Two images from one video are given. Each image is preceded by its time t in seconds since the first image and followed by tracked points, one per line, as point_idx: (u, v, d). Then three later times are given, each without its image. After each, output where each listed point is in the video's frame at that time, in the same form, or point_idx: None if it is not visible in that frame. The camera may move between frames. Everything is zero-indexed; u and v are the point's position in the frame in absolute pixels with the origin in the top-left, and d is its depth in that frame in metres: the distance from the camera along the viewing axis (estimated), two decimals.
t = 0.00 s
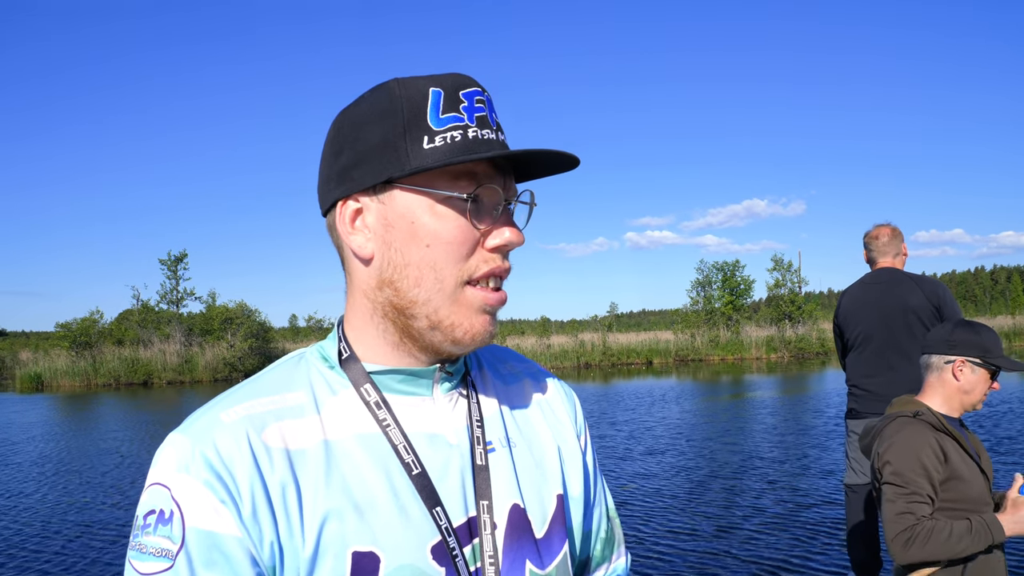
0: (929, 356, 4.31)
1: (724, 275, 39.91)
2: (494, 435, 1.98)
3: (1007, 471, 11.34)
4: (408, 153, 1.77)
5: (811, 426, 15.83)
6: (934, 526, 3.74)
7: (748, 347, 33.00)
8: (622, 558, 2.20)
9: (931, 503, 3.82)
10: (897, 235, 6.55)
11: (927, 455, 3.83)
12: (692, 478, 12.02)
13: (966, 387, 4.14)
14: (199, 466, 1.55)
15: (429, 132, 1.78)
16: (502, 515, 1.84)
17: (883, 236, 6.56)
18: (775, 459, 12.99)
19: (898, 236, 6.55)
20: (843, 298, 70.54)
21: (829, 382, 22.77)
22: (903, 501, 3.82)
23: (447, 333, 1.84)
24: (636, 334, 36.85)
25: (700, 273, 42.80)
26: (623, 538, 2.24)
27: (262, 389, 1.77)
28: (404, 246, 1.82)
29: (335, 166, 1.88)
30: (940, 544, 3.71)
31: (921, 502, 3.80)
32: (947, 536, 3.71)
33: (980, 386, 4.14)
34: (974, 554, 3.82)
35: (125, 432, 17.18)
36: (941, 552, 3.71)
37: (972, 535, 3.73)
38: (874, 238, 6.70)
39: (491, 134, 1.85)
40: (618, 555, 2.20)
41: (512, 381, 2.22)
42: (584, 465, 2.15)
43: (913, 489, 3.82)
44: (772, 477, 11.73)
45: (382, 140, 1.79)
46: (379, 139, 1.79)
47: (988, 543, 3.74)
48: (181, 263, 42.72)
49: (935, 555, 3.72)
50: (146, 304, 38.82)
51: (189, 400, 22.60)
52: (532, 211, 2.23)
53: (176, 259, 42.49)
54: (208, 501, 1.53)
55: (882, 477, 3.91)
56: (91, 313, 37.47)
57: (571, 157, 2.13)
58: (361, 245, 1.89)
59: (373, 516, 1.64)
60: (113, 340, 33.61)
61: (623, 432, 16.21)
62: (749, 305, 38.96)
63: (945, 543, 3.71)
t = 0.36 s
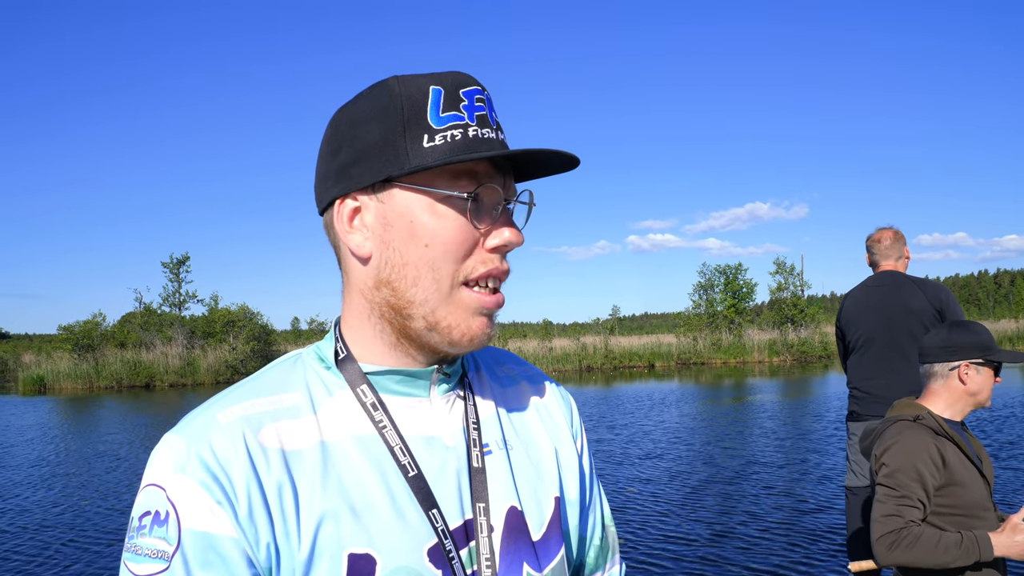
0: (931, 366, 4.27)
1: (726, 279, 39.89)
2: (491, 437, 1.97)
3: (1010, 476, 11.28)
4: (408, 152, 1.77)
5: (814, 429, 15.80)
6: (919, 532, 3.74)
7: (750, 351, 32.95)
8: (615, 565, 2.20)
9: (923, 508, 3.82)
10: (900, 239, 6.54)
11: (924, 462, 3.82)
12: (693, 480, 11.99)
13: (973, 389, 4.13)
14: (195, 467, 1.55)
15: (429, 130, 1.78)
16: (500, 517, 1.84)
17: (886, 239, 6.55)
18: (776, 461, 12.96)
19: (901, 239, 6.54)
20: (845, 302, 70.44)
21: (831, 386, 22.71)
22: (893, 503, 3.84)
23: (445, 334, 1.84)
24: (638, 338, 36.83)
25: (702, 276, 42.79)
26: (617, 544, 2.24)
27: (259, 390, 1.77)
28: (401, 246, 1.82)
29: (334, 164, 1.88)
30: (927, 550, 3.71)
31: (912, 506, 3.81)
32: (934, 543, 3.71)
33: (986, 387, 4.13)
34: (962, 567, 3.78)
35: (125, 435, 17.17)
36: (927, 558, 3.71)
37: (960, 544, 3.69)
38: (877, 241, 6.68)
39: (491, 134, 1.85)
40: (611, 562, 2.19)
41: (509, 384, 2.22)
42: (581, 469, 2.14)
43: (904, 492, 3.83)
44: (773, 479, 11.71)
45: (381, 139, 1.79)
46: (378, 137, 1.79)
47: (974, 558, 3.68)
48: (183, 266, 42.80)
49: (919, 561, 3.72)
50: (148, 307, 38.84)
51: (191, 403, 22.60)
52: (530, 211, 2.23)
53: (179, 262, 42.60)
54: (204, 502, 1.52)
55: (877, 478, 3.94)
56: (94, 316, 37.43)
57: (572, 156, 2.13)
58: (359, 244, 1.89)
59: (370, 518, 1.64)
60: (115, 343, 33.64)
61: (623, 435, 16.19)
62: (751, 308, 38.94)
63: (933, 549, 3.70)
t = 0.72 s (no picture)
0: (930, 363, 4.26)
1: (730, 279, 39.81)
2: (485, 436, 1.97)
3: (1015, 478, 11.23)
4: (399, 148, 1.78)
5: (819, 430, 15.73)
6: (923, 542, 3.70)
7: (755, 351, 32.88)
8: (613, 559, 2.19)
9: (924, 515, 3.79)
10: (903, 238, 6.52)
11: (928, 468, 3.78)
12: (695, 480, 11.97)
13: (969, 392, 4.11)
14: (186, 467, 1.55)
15: (420, 127, 1.78)
16: (492, 516, 1.83)
17: (889, 237, 6.53)
18: (780, 462, 12.93)
19: (904, 239, 6.52)
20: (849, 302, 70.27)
21: (835, 386, 22.63)
22: (896, 510, 3.78)
23: (437, 331, 1.83)
24: (642, 338, 36.76)
25: (706, 277, 42.71)
26: (614, 541, 2.23)
27: (251, 389, 1.77)
28: (393, 244, 1.83)
29: (325, 161, 1.88)
30: (930, 560, 3.67)
31: (914, 513, 3.76)
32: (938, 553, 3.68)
33: (983, 390, 4.11)
34: None
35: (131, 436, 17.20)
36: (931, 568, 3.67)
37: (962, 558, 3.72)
38: (880, 240, 6.66)
39: (483, 130, 1.86)
40: (608, 557, 2.18)
41: (503, 382, 2.22)
42: (574, 467, 2.14)
43: (908, 499, 3.78)
44: (776, 480, 11.67)
45: (371, 136, 1.79)
46: (369, 134, 1.79)
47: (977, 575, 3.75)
48: (187, 267, 42.95)
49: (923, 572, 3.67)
50: (153, 308, 38.95)
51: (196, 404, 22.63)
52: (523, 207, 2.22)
53: (183, 263, 42.71)
54: (195, 502, 1.52)
55: (879, 484, 3.87)
56: (99, 317, 37.49)
57: (562, 153, 2.14)
58: (351, 241, 1.89)
59: (361, 518, 1.64)
60: (119, 344, 33.73)
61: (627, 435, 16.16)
62: (755, 308, 38.85)
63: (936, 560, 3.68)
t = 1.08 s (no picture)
0: (931, 358, 4.23)
1: (736, 277, 39.69)
2: (476, 435, 1.96)
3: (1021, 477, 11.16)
4: (384, 147, 1.78)
5: (825, 429, 15.66)
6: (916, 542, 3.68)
7: (761, 349, 32.76)
8: (606, 563, 2.18)
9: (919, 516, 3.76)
10: (909, 234, 6.48)
11: (924, 468, 3.76)
12: (699, 480, 11.94)
13: (967, 393, 4.10)
14: (175, 467, 1.55)
15: (405, 126, 1.79)
16: (484, 516, 1.83)
17: (895, 235, 6.49)
18: (784, 462, 12.88)
19: (910, 235, 6.48)
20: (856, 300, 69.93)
21: (842, 384, 22.52)
22: (889, 511, 3.75)
23: (425, 329, 1.83)
24: (649, 336, 36.71)
25: (712, 274, 42.56)
26: (609, 542, 2.23)
27: (241, 389, 1.77)
28: (381, 243, 1.82)
29: (313, 162, 1.90)
30: (923, 561, 3.66)
31: (909, 514, 3.73)
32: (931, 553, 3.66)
33: (981, 391, 4.09)
34: None
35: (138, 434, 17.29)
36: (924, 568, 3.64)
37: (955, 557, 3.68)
38: (886, 237, 6.62)
39: (469, 128, 1.86)
40: (602, 561, 2.18)
41: (497, 381, 2.22)
42: (568, 467, 2.13)
43: (902, 500, 3.76)
44: (780, 480, 11.63)
45: (357, 136, 1.80)
46: (354, 134, 1.80)
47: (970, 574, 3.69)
48: (194, 266, 43.13)
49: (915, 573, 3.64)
50: (160, 306, 39.11)
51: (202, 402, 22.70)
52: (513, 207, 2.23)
53: (190, 262, 42.93)
54: (183, 501, 1.53)
55: (874, 484, 3.85)
56: (106, 316, 37.64)
57: (551, 150, 2.14)
58: (339, 241, 1.90)
59: (351, 517, 1.63)
60: (126, 342, 33.88)
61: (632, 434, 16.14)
62: (762, 306, 38.71)
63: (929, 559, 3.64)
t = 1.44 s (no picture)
0: (927, 357, 4.20)
1: (738, 276, 39.63)
2: (476, 443, 1.95)
3: None
4: (379, 155, 1.77)
5: (828, 429, 15.62)
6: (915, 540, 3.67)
7: (764, 348, 32.70)
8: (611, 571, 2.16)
9: (920, 517, 3.75)
10: (910, 233, 6.46)
11: (923, 470, 3.74)
12: (702, 481, 11.92)
13: (964, 391, 4.06)
14: (169, 474, 1.54)
15: (399, 133, 1.78)
16: (481, 524, 1.82)
17: (896, 233, 6.46)
18: (787, 462, 12.84)
19: (911, 234, 6.45)
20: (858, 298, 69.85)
21: (846, 383, 22.48)
22: (889, 512, 3.75)
23: (422, 336, 1.82)
24: (651, 336, 36.66)
25: (714, 274, 42.52)
26: (612, 550, 2.21)
27: (238, 396, 1.75)
28: (376, 250, 1.81)
29: (309, 170, 1.89)
30: (922, 557, 3.65)
31: (909, 515, 3.73)
32: (931, 551, 3.65)
33: (978, 390, 4.06)
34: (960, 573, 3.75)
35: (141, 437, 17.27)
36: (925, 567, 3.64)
37: (956, 553, 3.66)
38: (887, 235, 6.60)
39: (465, 134, 1.84)
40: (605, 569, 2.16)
41: (497, 388, 2.20)
42: (570, 474, 2.12)
43: (902, 501, 3.74)
44: (783, 480, 11.61)
45: (353, 143, 1.79)
46: (350, 141, 1.79)
47: (971, 566, 3.66)
48: (196, 269, 43.22)
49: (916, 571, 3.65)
50: (162, 309, 39.17)
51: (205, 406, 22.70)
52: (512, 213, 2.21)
53: (191, 265, 42.94)
54: (177, 509, 1.51)
55: (874, 486, 3.83)
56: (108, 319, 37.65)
57: (548, 155, 2.12)
58: (335, 249, 1.89)
59: (345, 526, 1.62)
60: (129, 345, 33.91)
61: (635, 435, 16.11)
62: (764, 305, 38.66)
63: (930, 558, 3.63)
